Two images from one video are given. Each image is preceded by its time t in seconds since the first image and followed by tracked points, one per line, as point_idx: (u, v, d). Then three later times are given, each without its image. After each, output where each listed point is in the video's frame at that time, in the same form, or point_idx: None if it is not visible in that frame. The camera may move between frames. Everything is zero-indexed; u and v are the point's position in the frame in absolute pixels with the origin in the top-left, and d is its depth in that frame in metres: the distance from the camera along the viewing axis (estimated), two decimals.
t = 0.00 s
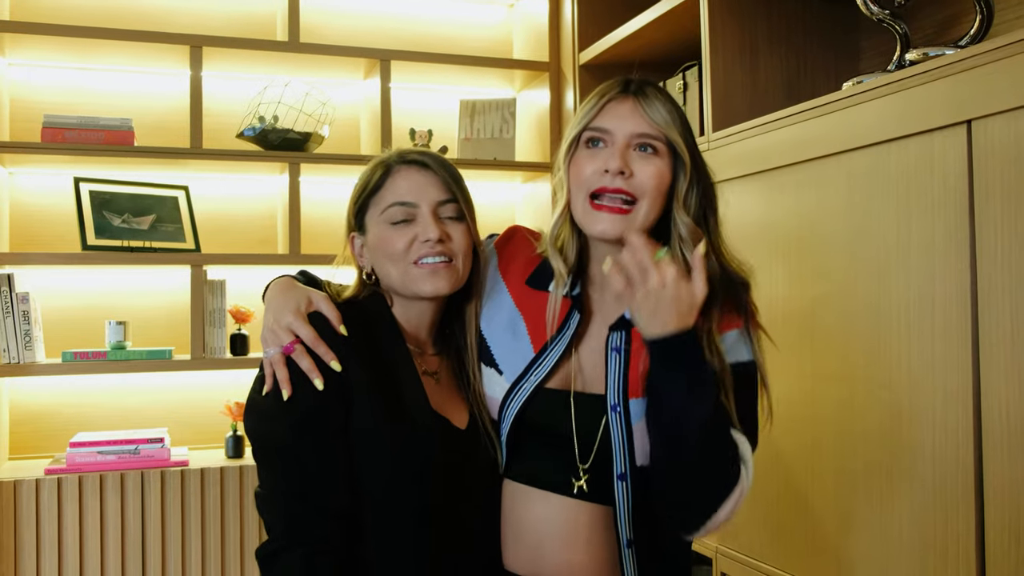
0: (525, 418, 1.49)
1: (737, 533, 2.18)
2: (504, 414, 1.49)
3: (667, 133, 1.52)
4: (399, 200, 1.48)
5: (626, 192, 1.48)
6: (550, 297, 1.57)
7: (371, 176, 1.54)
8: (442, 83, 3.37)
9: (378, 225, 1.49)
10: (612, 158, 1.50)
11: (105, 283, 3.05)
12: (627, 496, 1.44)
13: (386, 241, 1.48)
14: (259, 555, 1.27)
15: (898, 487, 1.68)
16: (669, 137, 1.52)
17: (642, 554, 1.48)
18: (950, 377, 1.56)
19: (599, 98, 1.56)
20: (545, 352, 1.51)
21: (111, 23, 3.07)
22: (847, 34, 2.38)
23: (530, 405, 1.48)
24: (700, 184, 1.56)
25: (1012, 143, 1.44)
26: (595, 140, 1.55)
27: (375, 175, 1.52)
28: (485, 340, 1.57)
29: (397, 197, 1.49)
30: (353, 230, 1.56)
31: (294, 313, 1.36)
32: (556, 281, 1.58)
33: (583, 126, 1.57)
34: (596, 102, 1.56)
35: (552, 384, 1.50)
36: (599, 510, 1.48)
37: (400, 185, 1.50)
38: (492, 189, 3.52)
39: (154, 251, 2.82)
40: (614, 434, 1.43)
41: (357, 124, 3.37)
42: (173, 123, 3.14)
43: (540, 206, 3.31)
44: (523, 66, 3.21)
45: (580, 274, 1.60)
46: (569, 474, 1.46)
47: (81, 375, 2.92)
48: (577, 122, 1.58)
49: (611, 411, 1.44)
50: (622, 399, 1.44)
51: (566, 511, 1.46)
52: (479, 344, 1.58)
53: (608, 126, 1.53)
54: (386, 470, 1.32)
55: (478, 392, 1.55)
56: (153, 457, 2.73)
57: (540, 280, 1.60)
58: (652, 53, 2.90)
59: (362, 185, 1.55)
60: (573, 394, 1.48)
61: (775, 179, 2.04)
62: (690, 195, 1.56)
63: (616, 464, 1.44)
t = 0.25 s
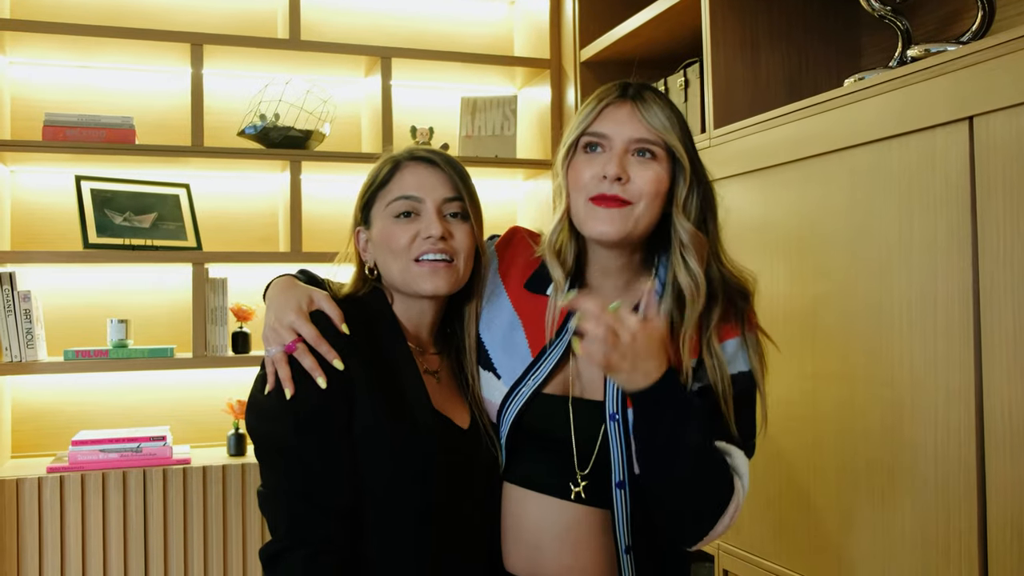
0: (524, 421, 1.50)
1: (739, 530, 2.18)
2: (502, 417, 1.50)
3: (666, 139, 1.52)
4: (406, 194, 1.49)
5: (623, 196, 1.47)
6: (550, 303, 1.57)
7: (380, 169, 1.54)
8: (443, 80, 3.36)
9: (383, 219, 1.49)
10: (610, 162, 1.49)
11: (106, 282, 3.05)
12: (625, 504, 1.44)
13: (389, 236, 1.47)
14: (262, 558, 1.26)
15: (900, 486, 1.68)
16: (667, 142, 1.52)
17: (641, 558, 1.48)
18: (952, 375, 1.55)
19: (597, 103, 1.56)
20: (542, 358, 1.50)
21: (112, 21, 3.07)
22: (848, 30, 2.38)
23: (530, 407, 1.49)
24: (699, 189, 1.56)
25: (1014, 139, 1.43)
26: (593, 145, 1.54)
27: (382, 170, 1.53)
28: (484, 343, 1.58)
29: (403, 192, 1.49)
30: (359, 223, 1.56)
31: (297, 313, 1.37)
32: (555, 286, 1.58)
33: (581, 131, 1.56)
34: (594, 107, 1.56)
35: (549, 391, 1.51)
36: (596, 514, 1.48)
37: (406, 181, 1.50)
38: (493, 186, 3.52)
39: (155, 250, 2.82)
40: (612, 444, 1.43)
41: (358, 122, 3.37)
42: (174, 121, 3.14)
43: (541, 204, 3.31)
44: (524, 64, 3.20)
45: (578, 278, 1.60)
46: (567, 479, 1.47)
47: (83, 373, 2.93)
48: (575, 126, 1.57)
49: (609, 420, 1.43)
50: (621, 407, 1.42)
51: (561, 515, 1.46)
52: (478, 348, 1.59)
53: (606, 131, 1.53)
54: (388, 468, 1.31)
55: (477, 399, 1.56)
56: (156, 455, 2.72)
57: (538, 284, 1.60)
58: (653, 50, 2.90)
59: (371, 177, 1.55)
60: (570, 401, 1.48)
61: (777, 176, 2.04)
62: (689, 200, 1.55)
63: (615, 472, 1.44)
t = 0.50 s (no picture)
0: (520, 414, 1.48)
1: (741, 527, 2.18)
2: (500, 409, 1.49)
3: (667, 121, 1.52)
4: (403, 194, 1.48)
5: (627, 175, 1.47)
6: (541, 290, 1.56)
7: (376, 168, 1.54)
8: (444, 79, 3.36)
9: (380, 218, 1.49)
10: (615, 143, 1.49)
11: (108, 281, 3.05)
12: (624, 487, 1.41)
13: (386, 235, 1.47)
14: (264, 556, 1.27)
15: (902, 483, 1.68)
16: (668, 125, 1.52)
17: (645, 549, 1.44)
18: (954, 372, 1.55)
19: (601, 86, 1.55)
20: (538, 345, 1.50)
21: (112, 21, 3.07)
22: (849, 27, 2.37)
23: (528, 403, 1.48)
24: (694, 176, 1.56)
25: (1016, 135, 1.43)
26: (598, 126, 1.53)
27: (379, 169, 1.52)
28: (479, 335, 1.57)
29: (400, 191, 1.49)
30: (355, 222, 1.56)
31: (297, 311, 1.36)
32: (548, 271, 1.57)
33: (583, 114, 1.56)
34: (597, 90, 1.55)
35: (546, 377, 1.50)
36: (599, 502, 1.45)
37: (404, 180, 1.50)
38: (495, 184, 3.52)
39: (157, 249, 2.82)
40: (609, 431, 1.43)
41: (359, 121, 3.36)
42: (175, 121, 3.14)
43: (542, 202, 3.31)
44: (525, 62, 3.20)
45: (570, 265, 1.59)
46: (567, 463, 1.45)
47: (85, 373, 2.93)
48: (577, 110, 1.57)
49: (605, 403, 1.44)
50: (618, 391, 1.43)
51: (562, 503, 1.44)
52: (472, 343, 1.59)
53: (609, 112, 1.53)
54: (388, 469, 1.32)
55: (474, 396, 1.55)
56: (158, 455, 2.73)
57: (529, 275, 1.60)
58: (654, 47, 2.89)
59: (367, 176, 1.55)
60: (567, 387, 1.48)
61: (778, 173, 2.03)
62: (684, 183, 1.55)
63: (610, 454, 1.43)
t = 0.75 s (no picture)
0: (522, 407, 1.50)
1: (744, 525, 2.18)
2: (501, 403, 1.51)
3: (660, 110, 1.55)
4: (401, 189, 1.49)
5: (625, 159, 1.45)
6: (539, 282, 1.59)
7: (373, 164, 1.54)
8: (446, 78, 3.36)
9: (375, 213, 1.49)
10: (613, 131, 1.49)
11: (111, 281, 3.06)
12: (637, 472, 1.44)
13: (382, 229, 1.47)
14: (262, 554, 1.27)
15: (905, 480, 1.67)
16: (659, 115, 1.55)
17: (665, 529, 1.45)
18: (956, 368, 1.55)
19: (596, 75, 1.56)
20: (535, 336, 1.52)
21: (115, 20, 3.07)
22: (851, 25, 2.37)
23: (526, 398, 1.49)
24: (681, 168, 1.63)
25: (1018, 132, 1.43)
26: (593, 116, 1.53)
27: (375, 166, 1.53)
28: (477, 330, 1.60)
29: (395, 186, 1.49)
30: (350, 218, 1.56)
31: (293, 308, 1.36)
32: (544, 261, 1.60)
33: (576, 104, 1.56)
34: (592, 79, 1.56)
35: (542, 367, 1.52)
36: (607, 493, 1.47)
37: (399, 176, 1.50)
38: (496, 183, 3.52)
39: (159, 248, 2.83)
40: (617, 414, 1.44)
41: (361, 119, 3.37)
42: (177, 119, 3.14)
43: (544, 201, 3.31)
44: (527, 60, 3.20)
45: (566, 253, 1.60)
46: (571, 453, 1.46)
47: (88, 372, 2.94)
48: (569, 102, 1.57)
49: (611, 387, 1.45)
50: (621, 373, 1.45)
51: (568, 496, 1.45)
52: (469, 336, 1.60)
53: (605, 101, 1.54)
54: (385, 464, 1.32)
55: (471, 388, 1.57)
56: (161, 453, 2.74)
57: (522, 269, 1.63)
58: (656, 45, 2.89)
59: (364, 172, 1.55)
60: (567, 375, 1.49)
61: (780, 171, 2.03)
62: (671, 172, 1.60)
63: (621, 438, 1.44)
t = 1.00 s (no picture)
0: (517, 401, 1.51)
1: (745, 524, 2.18)
2: (497, 399, 1.52)
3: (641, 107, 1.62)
4: (394, 185, 1.49)
5: (610, 158, 1.52)
6: (525, 280, 1.63)
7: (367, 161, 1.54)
8: (448, 76, 3.36)
9: (368, 209, 1.49)
10: (598, 131, 1.55)
11: (114, 279, 3.06)
12: (637, 461, 1.44)
13: (376, 225, 1.47)
14: (266, 550, 1.26)
15: (906, 478, 1.67)
16: (642, 113, 1.61)
17: (666, 524, 1.45)
18: (957, 367, 1.55)
19: (580, 75, 1.62)
20: (528, 333, 1.54)
21: (117, 18, 3.07)
22: (853, 24, 2.36)
23: (521, 393, 1.50)
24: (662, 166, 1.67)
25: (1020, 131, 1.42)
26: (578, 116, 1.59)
27: (367, 163, 1.53)
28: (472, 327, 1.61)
29: (389, 182, 1.49)
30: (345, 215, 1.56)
31: (292, 306, 1.37)
32: (530, 261, 1.62)
33: (560, 104, 1.61)
34: (575, 78, 1.62)
35: (538, 361, 1.53)
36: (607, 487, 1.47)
37: (392, 171, 1.50)
38: (498, 181, 3.51)
39: (161, 246, 2.83)
40: (615, 405, 1.46)
41: (363, 118, 3.36)
42: (179, 117, 3.14)
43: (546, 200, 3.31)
44: (529, 59, 3.20)
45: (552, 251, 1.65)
46: (567, 443, 1.48)
47: (90, 369, 2.94)
48: (554, 102, 1.62)
49: (609, 379, 1.47)
50: (619, 366, 1.47)
51: (566, 491, 1.46)
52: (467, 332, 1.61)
53: (589, 100, 1.60)
54: (385, 457, 1.32)
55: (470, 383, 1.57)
56: (163, 451, 2.74)
57: (514, 268, 1.66)
58: (658, 44, 2.89)
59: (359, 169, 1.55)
60: (561, 367, 1.51)
61: (782, 170, 2.03)
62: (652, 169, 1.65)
63: (620, 429, 1.46)
